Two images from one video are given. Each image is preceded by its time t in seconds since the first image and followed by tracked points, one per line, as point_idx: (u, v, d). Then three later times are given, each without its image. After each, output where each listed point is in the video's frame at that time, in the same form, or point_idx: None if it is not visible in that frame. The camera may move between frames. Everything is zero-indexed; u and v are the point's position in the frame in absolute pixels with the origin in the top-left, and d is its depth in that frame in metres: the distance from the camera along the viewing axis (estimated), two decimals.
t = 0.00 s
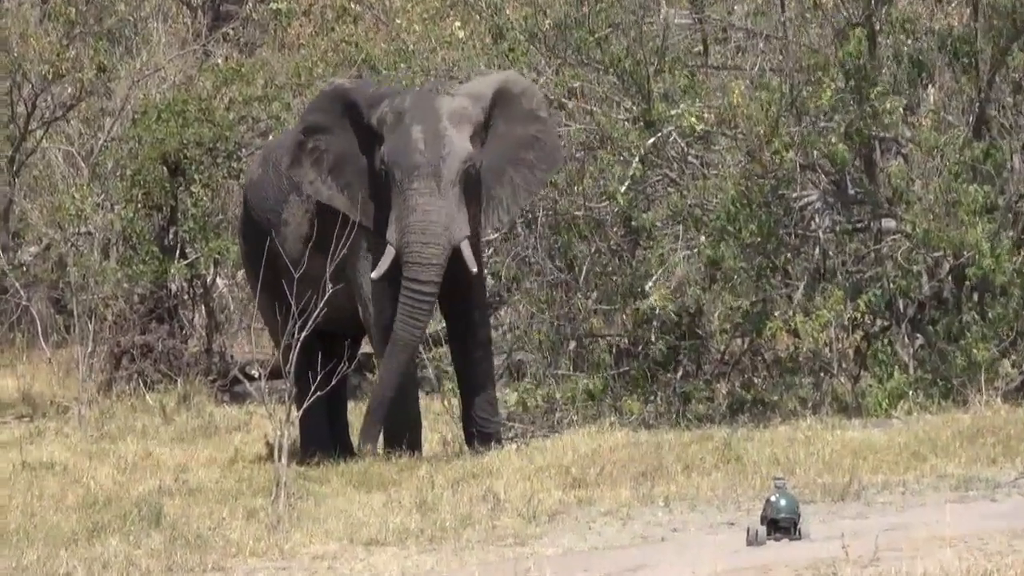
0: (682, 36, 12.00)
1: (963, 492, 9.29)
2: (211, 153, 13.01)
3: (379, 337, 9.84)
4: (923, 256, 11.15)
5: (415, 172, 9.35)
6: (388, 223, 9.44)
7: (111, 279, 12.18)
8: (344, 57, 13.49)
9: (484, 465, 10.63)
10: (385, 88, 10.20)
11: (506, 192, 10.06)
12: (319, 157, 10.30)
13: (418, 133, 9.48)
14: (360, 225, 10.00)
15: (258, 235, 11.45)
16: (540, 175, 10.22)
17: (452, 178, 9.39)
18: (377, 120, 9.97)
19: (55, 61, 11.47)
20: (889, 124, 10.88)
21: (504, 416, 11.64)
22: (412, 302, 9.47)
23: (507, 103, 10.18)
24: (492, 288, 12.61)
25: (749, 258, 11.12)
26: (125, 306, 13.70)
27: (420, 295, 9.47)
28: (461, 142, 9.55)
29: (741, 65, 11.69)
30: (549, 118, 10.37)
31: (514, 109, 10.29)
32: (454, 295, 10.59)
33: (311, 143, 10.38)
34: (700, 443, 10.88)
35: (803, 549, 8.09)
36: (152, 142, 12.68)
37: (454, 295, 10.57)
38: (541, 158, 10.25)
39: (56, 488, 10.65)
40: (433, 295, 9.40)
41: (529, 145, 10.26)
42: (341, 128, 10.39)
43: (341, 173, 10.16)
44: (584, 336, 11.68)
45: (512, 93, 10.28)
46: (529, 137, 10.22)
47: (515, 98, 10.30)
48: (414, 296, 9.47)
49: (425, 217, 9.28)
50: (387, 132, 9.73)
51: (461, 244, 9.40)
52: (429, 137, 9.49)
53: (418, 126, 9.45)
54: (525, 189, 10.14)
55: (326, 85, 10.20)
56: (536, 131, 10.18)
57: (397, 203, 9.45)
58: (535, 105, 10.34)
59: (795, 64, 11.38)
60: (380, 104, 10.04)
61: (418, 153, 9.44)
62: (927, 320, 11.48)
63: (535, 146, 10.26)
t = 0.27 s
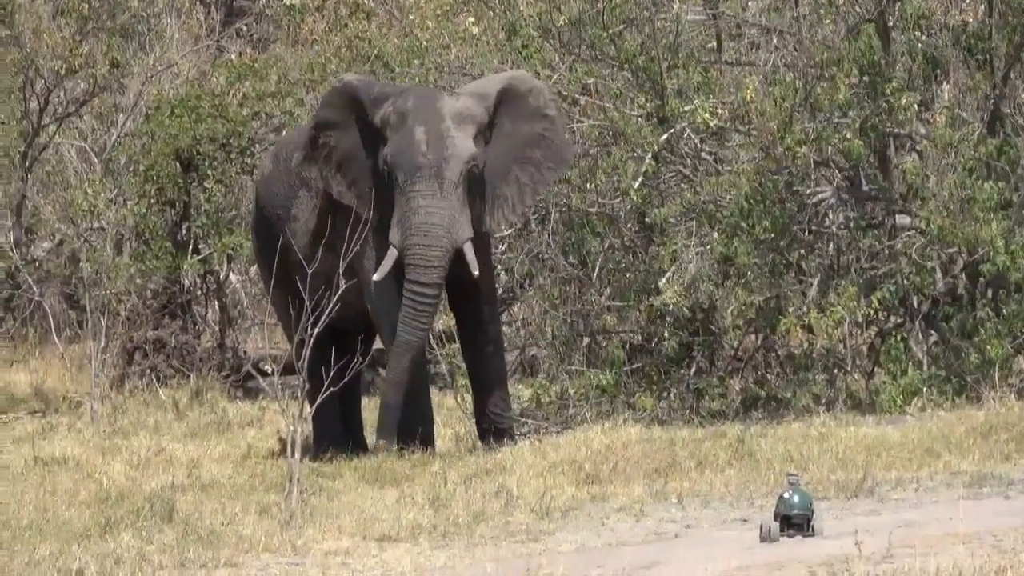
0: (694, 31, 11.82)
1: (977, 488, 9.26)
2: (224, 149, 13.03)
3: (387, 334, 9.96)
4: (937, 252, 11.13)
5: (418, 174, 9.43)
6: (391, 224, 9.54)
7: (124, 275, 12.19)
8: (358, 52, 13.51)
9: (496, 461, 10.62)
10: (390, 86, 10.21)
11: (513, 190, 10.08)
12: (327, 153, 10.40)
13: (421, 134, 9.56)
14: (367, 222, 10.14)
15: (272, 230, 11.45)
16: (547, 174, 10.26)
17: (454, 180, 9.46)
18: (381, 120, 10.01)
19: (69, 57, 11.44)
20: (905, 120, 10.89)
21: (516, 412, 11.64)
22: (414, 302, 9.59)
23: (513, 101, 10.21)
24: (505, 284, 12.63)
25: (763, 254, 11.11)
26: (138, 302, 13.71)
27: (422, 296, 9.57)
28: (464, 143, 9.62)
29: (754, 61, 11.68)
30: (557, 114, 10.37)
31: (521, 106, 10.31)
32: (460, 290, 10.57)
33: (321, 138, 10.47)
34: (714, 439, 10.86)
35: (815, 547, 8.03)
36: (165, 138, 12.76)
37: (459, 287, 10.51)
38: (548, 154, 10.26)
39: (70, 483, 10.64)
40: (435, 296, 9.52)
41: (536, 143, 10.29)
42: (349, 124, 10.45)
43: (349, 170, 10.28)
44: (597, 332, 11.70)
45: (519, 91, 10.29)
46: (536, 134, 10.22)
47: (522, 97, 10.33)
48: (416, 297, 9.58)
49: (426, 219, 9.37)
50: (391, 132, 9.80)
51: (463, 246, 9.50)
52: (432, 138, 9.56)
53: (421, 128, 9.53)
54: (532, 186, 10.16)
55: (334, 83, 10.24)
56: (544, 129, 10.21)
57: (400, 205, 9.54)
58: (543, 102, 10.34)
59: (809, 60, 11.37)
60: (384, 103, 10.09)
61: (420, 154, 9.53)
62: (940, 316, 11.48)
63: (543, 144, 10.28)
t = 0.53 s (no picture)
0: (708, 28, 11.96)
1: (991, 485, 9.23)
2: (238, 144, 13.15)
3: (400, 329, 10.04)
4: (950, 249, 11.10)
5: (421, 165, 9.44)
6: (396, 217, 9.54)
7: (137, 270, 12.23)
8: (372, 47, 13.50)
9: (509, 458, 10.59)
10: (394, 83, 10.26)
11: (518, 183, 10.10)
12: (334, 152, 10.43)
13: (423, 126, 9.57)
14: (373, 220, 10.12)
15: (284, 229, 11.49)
16: (552, 168, 10.27)
17: (457, 170, 9.47)
18: (385, 114, 10.04)
19: (82, 52, 11.65)
20: (918, 117, 10.85)
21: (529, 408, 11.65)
22: (420, 294, 9.58)
23: (516, 95, 10.26)
24: (517, 280, 12.65)
25: (776, 251, 11.12)
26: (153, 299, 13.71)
27: (427, 287, 9.55)
28: (467, 134, 9.63)
29: (768, 58, 11.77)
30: (560, 109, 10.42)
31: (524, 102, 10.36)
32: (471, 285, 10.52)
33: (328, 137, 10.50)
34: (727, 436, 10.85)
35: (826, 546, 7.96)
36: (178, 132, 12.84)
37: (468, 277, 10.52)
38: (553, 149, 10.30)
39: (83, 478, 10.63)
40: (442, 287, 9.49)
41: (540, 137, 10.31)
42: (356, 123, 10.47)
43: (356, 167, 10.28)
44: (610, 329, 11.71)
45: (522, 86, 10.35)
46: (540, 128, 10.27)
47: (525, 92, 10.36)
48: (421, 288, 9.56)
49: (431, 209, 9.36)
50: (395, 127, 9.82)
51: (468, 236, 9.49)
52: (435, 130, 9.57)
53: (424, 119, 9.54)
54: (538, 180, 10.19)
55: (339, 81, 10.29)
56: (548, 124, 10.24)
57: (404, 197, 9.54)
58: (546, 97, 10.39)
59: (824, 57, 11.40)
60: (388, 98, 10.12)
61: (424, 146, 9.53)
62: (953, 313, 11.48)
63: (547, 139, 10.31)
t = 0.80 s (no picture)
0: (722, 24, 11.93)
1: (1004, 481, 9.18)
2: (252, 139, 13.25)
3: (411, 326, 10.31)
4: (962, 246, 11.09)
5: (429, 155, 9.47)
6: (405, 208, 9.56)
7: (149, 264, 12.27)
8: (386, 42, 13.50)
9: (521, 453, 10.56)
10: (401, 78, 10.29)
11: (526, 175, 10.09)
12: (341, 149, 10.43)
13: (430, 117, 9.60)
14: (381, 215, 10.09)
15: (296, 226, 11.50)
16: (560, 161, 10.25)
17: (465, 160, 9.49)
18: (392, 108, 10.06)
19: (95, 46, 11.76)
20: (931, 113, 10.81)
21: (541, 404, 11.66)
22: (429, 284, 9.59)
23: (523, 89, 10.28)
24: (530, 276, 12.68)
25: (789, 247, 11.12)
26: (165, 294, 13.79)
27: (436, 278, 9.56)
28: (474, 125, 9.65)
29: (782, 54, 11.85)
30: (568, 103, 10.42)
31: (531, 97, 10.38)
32: (482, 281, 10.52)
33: (336, 134, 10.51)
34: (739, 432, 10.83)
35: (838, 541, 7.80)
36: (191, 127, 12.95)
37: (478, 271, 10.50)
38: (561, 142, 10.30)
39: (95, 472, 10.63)
40: (451, 277, 9.50)
41: (548, 131, 10.31)
42: (363, 119, 10.47)
43: (362, 163, 10.26)
44: (623, 324, 11.73)
45: (529, 81, 10.38)
46: (548, 122, 10.27)
47: (532, 86, 10.39)
48: (430, 279, 9.56)
49: (439, 199, 9.38)
50: (402, 119, 9.85)
51: (477, 226, 9.49)
52: (442, 121, 9.60)
53: (431, 110, 9.56)
54: (546, 172, 10.17)
55: (346, 77, 10.33)
56: (555, 117, 10.25)
57: (412, 188, 9.57)
58: (554, 91, 10.41)
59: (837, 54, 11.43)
60: (394, 92, 10.15)
61: (431, 137, 9.56)
62: (966, 310, 11.48)
63: (555, 133, 10.30)
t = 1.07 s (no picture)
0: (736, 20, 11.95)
1: (1018, 478, 9.15)
2: (265, 135, 13.30)
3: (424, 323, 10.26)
4: (976, 242, 11.08)
5: (441, 152, 9.45)
6: (417, 205, 9.55)
7: (163, 259, 12.31)
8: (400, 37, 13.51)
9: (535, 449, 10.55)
10: (411, 75, 10.28)
11: (537, 171, 10.07)
12: (352, 146, 10.45)
13: (442, 114, 9.58)
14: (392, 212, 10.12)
15: (308, 221, 11.54)
16: (570, 156, 10.24)
17: (477, 158, 9.47)
18: (402, 106, 10.06)
19: (110, 41, 11.77)
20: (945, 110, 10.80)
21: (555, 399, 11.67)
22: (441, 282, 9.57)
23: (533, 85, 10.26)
24: (543, 271, 12.69)
25: (803, 243, 11.12)
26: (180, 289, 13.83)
27: (448, 275, 9.54)
28: (485, 122, 9.63)
29: (796, 50, 11.88)
30: (578, 98, 10.40)
31: (541, 92, 10.36)
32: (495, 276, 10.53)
33: (346, 131, 10.53)
34: (752, 428, 10.82)
35: (850, 538, 7.72)
36: (207, 121, 12.94)
37: (490, 266, 10.51)
38: (571, 138, 10.28)
39: (108, 467, 10.62)
40: (463, 275, 9.48)
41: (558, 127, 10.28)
42: (374, 116, 10.49)
43: (373, 160, 10.28)
44: (636, 320, 11.74)
45: (539, 77, 10.35)
46: (558, 118, 10.25)
47: (541, 81, 10.36)
48: (442, 277, 9.55)
49: (452, 197, 9.36)
50: (413, 116, 9.83)
51: (489, 223, 9.47)
52: (454, 118, 9.58)
53: (442, 107, 9.54)
54: (556, 168, 10.15)
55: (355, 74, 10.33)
56: (565, 113, 10.22)
57: (424, 185, 9.55)
58: (564, 86, 10.38)
59: (851, 49, 11.45)
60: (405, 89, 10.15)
61: (443, 134, 9.54)
62: (980, 306, 11.48)
63: (565, 128, 10.28)
